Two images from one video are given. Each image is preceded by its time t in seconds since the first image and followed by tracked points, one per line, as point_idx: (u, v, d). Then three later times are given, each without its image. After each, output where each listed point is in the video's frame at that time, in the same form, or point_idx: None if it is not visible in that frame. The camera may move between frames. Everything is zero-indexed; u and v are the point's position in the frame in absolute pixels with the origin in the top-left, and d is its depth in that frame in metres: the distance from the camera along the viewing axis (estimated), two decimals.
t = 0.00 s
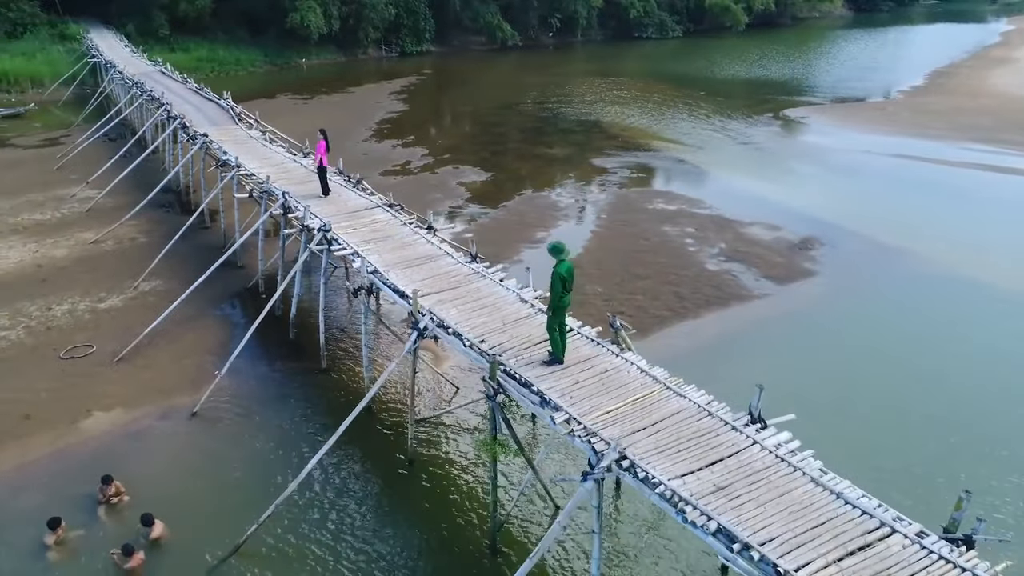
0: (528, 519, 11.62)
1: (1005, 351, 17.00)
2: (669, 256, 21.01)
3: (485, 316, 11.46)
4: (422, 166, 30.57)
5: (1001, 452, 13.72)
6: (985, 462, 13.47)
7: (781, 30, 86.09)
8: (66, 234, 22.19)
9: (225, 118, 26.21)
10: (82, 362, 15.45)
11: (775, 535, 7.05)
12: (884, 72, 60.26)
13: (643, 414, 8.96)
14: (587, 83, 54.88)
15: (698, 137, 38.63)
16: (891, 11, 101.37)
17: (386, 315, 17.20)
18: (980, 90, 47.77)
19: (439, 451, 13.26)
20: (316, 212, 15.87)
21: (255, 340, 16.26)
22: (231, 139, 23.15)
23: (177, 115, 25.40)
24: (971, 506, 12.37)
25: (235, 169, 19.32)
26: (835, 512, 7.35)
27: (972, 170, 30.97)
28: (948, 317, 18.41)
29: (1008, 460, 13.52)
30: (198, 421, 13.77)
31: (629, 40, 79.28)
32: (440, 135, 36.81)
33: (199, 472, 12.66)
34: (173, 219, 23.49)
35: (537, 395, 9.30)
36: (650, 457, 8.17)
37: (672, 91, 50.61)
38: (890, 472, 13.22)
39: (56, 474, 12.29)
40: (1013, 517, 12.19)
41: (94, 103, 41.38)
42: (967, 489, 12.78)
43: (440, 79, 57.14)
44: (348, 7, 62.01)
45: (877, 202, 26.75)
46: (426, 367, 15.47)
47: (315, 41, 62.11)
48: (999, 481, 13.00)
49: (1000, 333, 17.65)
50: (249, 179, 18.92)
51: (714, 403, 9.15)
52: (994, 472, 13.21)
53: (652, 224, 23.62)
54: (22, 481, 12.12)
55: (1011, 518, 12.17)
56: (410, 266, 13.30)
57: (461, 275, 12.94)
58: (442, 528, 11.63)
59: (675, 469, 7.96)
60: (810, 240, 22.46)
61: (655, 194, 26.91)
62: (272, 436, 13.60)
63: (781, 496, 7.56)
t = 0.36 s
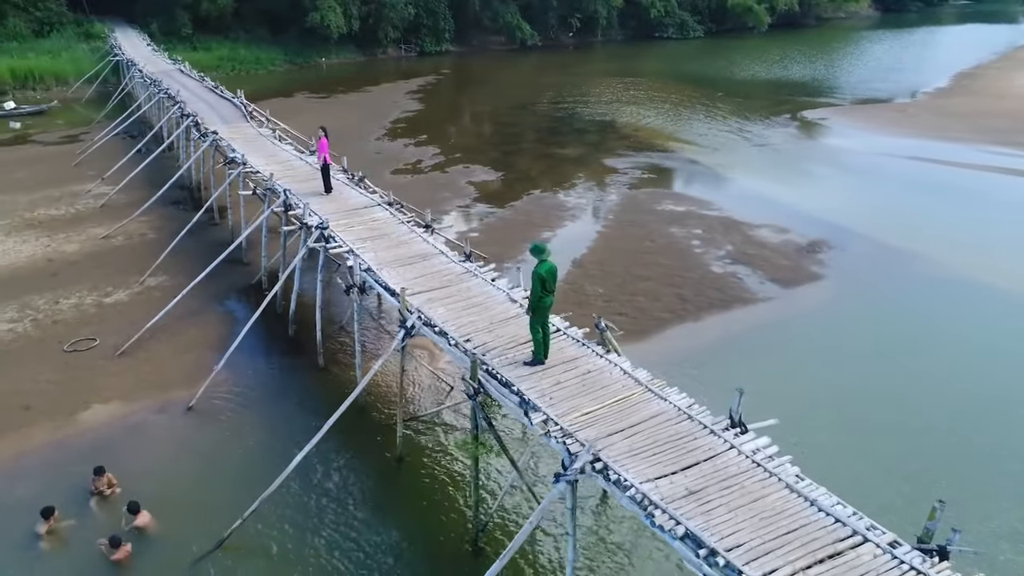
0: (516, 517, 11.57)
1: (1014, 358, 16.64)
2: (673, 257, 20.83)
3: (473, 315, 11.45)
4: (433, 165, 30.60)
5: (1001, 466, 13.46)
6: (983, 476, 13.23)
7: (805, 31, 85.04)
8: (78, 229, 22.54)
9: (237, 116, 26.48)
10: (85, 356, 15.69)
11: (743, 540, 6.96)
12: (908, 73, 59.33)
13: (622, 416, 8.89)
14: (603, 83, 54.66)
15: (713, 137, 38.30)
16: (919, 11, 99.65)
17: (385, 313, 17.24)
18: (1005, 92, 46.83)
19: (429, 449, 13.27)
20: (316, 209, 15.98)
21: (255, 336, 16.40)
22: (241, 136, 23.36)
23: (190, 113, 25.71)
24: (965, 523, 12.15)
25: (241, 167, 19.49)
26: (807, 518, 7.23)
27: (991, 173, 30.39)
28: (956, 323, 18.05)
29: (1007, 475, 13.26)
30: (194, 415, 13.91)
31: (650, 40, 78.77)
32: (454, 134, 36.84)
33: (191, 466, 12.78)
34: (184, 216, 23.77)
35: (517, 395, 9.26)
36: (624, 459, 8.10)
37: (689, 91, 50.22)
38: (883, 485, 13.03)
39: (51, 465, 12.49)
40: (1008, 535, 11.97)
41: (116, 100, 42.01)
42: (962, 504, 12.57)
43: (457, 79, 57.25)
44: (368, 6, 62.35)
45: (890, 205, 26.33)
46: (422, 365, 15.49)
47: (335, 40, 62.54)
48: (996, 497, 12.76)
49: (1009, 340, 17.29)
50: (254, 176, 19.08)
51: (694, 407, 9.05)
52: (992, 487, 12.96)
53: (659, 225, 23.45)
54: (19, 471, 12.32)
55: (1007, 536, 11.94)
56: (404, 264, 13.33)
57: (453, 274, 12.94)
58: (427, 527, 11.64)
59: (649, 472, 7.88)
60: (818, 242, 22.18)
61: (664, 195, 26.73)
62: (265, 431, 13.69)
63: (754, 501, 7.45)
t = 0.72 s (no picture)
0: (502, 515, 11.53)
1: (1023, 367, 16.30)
2: (679, 259, 20.63)
3: (461, 314, 11.43)
4: (444, 164, 30.65)
5: (1000, 475, 13.32)
6: (980, 485, 13.09)
7: (830, 31, 83.85)
8: (91, 225, 22.87)
9: (249, 114, 26.72)
10: (89, 349, 15.93)
11: (708, 546, 6.87)
12: (934, 74, 58.27)
13: (600, 418, 8.82)
14: (621, 83, 54.37)
15: (729, 138, 37.93)
16: (949, 12, 97.78)
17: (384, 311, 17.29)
18: None
19: (419, 447, 13.29)
20: (317, 207, 16.07)
21: (255, 332, 16.52)
22: (251, 134, 23.56)
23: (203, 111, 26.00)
24: (958, 532, 12.06)
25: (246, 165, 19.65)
26: (776, 526, 7.12)
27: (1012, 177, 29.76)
28: (965, 330, 17.72)
29: (1004, 484, 13.13)
30: (190, 409, 14.05)
31: (672, 40, 78.18)
32: (467, 133, 36.85)
33: (184, 459, 12.91)
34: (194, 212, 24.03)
35: (496, 395, 9.23)
36: (596, 461, 8.04)
37: (707, 92, 49.80)
38: (880, 491, 12.85)
39: (48, 456, 12.69)
40: (1002, 545, 11.86)
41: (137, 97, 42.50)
42: (958, 513, 12.45)
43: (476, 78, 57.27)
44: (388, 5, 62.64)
45: (905, 209, 25.88)
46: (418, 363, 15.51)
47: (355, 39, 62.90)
48: (992, 507, 12.63)
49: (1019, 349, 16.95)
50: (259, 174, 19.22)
51: (674, 410, 8.95)
52: (988, 497, 12.82)
53: (667, 227, 23.25)
54: (15, 461, 12.53)
55: (1001, 546, 11.82)
56: (397, 263, 13.35)
57: (446, 273, 12.92)
58: (413, 525, 11.65)
59: (621, 475, 7.82)
60: (828, 246, 21.86)
61: (673, 196, 26.51)
62: (259, 426, 13.80)
63: (724, 507, 7.35)
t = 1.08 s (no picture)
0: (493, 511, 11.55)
1: None
2: (690, 262, 20.40)
3: (455, 312, 11.43)
4: (460, 164, 30.71)
5: (1002, 484, 13.17)
6: (985, 500, 12.80)
7: (862, 32, 82.37)
8: (110, 219, 23.31)
9: (268, 112, 27.03)
10: (99, 341, 16.25)
11: (676, 554, 6.77)
12: (968, 75, 56.91)
13: (581, 421, 8.76)
14: (645, 84, 54.03)
15: (752, 141, 37.43)
16: (988, 13, 95.38)
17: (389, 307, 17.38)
18: None
19: (415, 445, 13.33)
20: (323, 204, 16.20)
21: (262, 326, 16.71)
22: (267, 132, 23.83)
23: (223, 109, 26.38)
24: (954, 540, 11.97)
25: (259, 161, 19.86)
26: (749, 534, 7.00)
27: None
28: (981, 341, 17.33)
29: (1010, 497, 12.85)
30: (192, 402, 14.24)
31: (700, 41, 77.41)
32: (486, 133, 36.87)
33: (182, 450, 13.10)
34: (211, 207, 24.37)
35: (479, 394, 9.21)
36: (573, 464, 7.99)
37: (732, 93, 49.23)
38: (881, 502, 12.65)
39: (52, 444, 12.97)
40: (1000, 555, 11.74)
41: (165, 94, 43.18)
42: (956, 521, 12.33)
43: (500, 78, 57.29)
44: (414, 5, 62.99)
45: (927, 216, 25.27)
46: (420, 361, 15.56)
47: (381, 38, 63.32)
48: (991, 515, 12.50)
49: None
50: (271, 171, 19.42)
51: (658, 414, 8.85)
52: (988, 505, 12.69)
53: (680, 228, 23.04)
54: (21, 449, 12.83)
55: (998, 557, 11.70)
56: (397, 261, 13.39)
57: (444, 271, 12.93)
58: (403, 524, 11.69)
59: (595, 479, 7.75)
60: (843, 251, 21.47)
61: (689, 198, 26.26)
62: (258, 420, 13.94)
63: (698, 513, 7.24)
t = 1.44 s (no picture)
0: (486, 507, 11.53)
1: None
2: (708, 265, 20.11)
3: (455, 311, 11.46)
4: (485, 163, 30.76)
5: (1010, 495, 13.07)
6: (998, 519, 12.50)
7: (907, 33, 80.24)
8: (139, 213, 23.89)
9: (295, 109, 27.41)
10: (118, 331, 16.67)
11: (649, 560, 6.68)
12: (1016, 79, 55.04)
13: (568, 422, 8.69)
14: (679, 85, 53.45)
15: (783, 143, 36.76)
16: None
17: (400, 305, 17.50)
18: None
19: (416, 442, 13.39)
20: (337, 202, 16.38)
21: (276, 321, 16.98)
22: (292, 129, 24.17)
23: (252, 106, 26.84)
24: (959, 553, 11.78)
25: (280, 158, 20.16)
26: (725, 543, 6.87)
27: None
28: (1006, 354, 16.84)
29: None
30: (202, 393, 14.53)
31: (738, 42, 76.28)
32: (514, 132, 36.84)
33: (189, 440, 13.37)
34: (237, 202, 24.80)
35: (468, 394, 9.20)
36: (555, 466, 7.93)
37: (766, 95, 48.43)
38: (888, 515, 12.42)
39: (66, 430, 13.35)
40: None
41: (203, 90, 44.04)
42: (961, 531, 12.22)
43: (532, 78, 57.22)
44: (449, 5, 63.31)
45: (961, 223, 24.52)
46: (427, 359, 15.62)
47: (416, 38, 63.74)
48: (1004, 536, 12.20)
49: None
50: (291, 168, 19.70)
51: (646, 419, 8.73)
52: (995, 515, 12.58)
53: (701, 232, 22.74)
54: (36, 434, 13.24)
55: (1002, 568, 11.61)
56: (403, 259, 13.47)
57: (448, 270, 12.96)
58: (399, 520, 11.74)
59: (575, 481, 7.69)
60: (868, 257, 20.96)
61: (713, 201, 25.89)
62: (264, 412, 14.15)
63: (675, 520, 7.13)
